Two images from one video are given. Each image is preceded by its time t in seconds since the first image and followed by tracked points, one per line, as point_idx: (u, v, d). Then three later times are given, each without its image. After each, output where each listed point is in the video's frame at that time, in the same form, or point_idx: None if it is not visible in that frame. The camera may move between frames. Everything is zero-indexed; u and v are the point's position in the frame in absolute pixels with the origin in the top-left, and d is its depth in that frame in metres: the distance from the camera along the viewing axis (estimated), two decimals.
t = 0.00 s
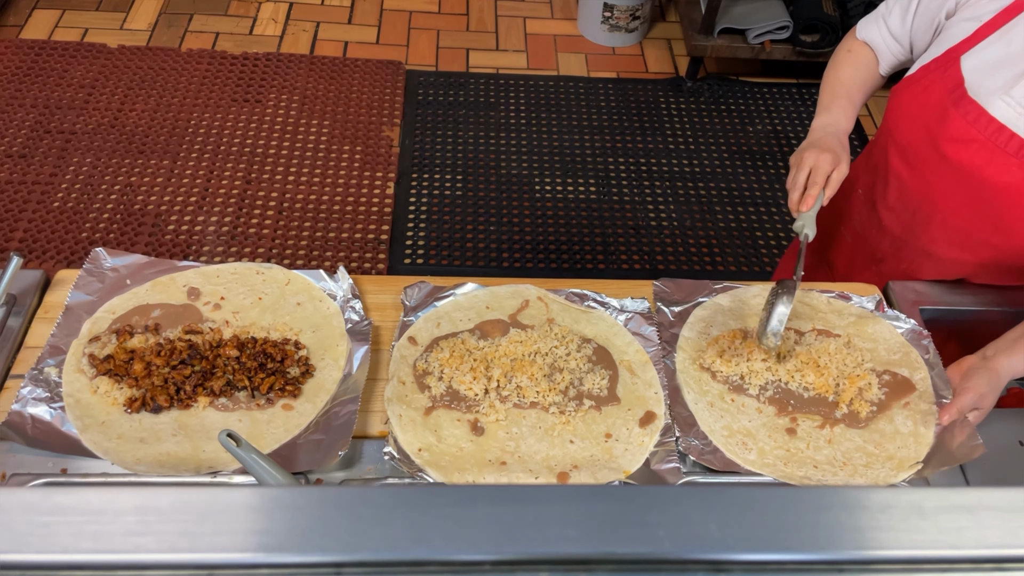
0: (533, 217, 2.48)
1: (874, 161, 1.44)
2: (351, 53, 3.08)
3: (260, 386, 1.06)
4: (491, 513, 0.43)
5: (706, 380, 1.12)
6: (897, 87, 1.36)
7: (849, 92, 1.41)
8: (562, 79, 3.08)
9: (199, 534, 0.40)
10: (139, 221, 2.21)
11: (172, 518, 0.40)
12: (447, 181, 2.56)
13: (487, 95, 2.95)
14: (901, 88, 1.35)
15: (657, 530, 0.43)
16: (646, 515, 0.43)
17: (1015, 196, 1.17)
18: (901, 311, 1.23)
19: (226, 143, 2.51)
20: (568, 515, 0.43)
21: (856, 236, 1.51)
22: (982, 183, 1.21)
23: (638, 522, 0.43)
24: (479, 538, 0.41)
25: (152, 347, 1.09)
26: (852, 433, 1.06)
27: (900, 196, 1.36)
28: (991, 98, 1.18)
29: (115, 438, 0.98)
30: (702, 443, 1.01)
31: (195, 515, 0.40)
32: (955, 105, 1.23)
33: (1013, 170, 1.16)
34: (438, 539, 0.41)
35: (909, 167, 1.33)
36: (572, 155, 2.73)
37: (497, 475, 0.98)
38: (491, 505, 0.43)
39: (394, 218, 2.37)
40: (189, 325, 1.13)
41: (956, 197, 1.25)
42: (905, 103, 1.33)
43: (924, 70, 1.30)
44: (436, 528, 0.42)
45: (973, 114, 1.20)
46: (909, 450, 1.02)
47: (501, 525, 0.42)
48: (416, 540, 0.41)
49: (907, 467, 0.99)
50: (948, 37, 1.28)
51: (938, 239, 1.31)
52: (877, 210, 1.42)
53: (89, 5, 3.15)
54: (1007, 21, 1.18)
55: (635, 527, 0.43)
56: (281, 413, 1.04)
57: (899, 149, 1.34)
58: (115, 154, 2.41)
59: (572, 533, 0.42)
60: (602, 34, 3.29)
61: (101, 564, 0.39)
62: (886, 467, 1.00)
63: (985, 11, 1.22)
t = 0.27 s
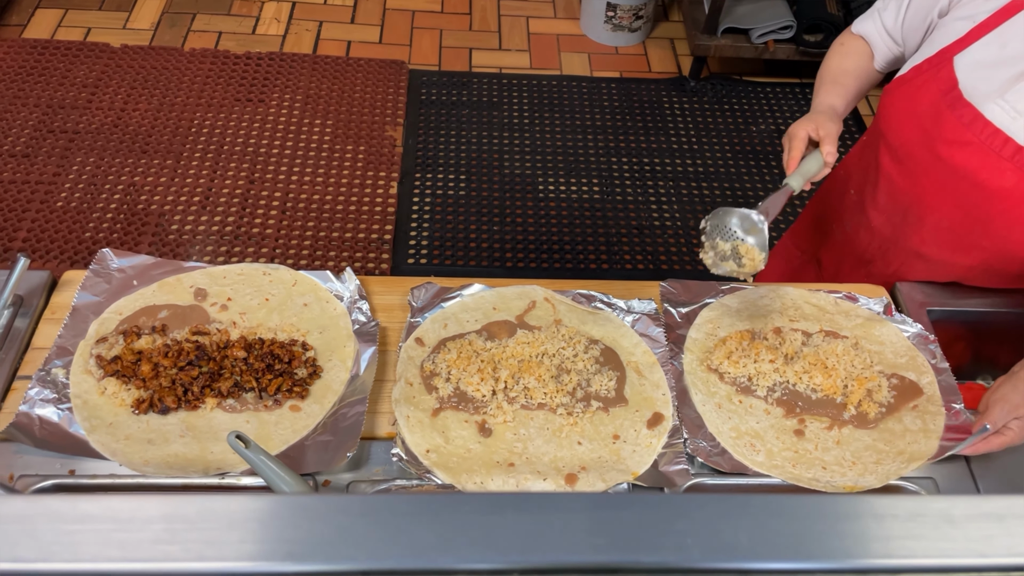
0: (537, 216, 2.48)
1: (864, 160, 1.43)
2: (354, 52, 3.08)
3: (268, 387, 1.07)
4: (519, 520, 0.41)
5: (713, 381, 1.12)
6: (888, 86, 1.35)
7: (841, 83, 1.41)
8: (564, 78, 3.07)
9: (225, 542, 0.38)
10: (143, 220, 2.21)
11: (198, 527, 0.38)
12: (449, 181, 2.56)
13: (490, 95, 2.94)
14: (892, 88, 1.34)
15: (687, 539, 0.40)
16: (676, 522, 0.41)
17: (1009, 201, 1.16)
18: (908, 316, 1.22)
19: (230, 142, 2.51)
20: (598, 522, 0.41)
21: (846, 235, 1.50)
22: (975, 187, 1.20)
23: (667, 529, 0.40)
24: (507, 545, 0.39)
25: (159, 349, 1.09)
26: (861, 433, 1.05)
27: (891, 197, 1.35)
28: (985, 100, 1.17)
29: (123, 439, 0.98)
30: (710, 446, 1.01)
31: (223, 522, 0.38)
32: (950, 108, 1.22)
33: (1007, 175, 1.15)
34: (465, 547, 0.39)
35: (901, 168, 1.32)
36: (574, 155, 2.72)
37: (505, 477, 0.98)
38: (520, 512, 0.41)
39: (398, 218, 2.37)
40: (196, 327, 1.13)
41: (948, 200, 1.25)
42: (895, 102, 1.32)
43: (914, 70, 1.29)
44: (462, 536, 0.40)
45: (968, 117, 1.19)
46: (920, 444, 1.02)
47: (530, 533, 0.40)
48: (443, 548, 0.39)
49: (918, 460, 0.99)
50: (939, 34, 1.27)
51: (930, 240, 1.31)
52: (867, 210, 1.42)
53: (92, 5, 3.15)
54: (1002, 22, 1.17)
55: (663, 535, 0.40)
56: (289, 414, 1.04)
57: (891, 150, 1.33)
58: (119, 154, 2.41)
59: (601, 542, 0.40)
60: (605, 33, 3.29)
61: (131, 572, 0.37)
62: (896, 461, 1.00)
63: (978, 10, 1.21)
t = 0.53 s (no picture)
0: (540, 217, 2.48)
1: (819, 204, 1.39)
2: (357, 52, 3.08)
3: (274, 389, 1.06)
4: (544, 531, 0.40)
5: (721, 383, 1.12)
6: (831, 134, 1.30)
7: (756, 132, 1.26)
8: (567, 78, 3.06)
9: (248, 554, 0.37)
10: (147, 220, 2.20)
11: (221, 539, 0.37)
12: (452, 181, 2.55)
13: (493, 94, 2.94)
14: (835, 135, 1.29)
15: (714, 550, 0.39)
16: (702, 534, 0.40)
17: (980, 232, 1.15)
18: (917, 317, 1.23)
19: (232, 142, 2.50)
20: (626, 534, 0.40)
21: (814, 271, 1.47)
22: (944, 224, 1.18)
23: (693, 541, 0.40)
24: (531, 557, 0.39)
25: (165, 350, 1.09)
26: (869, 437, 1.05)
27: (857, 239, 1.32)
28: (934, 143, 1.14)
29: (129, 441, 0.97)
30: (718, 448, 1.01)
31: (243, 535, 0.37)
32: (901, 157, 1.18)
33: (975, 209, 1.14)
34: (490, 559, 0.38)
35: (862, 214, 1.29)
36: (577, 155, 2.72)
37: (512, 479, 0.97)
38: (545, 523, 0.40)
39: (401, 218, 2.36)
40: (202, 328, 1.12)
41: (920, 237, 1.22)
42: (842, 151, 1.28)
43: (856, 116, 1.25)
44: (486, 549, 0.39)
45: (920, 161, 1.16)
46: (926, 458, 1.01)
47: (555, 544, 0.39)
48: (468, 560, 0.38)
49: (925, 473, 0.99)
50: (874, 77, 1.22)
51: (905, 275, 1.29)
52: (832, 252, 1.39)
53: (94, 4, 3.15)
54: (937, 58, 1.14)
55: (687, 547, 0.39)
56: (296, 416, 1.04)
57: (847, 198, 1.30)
58: (122, 153, 2.40)
59: (628, 554, 0.39)
60: (608, 32, 3.28)
61: None
62: (903, 473, 1.00)
63: (911, 49, 1.17)
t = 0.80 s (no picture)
0: (544, 217, 2.47)
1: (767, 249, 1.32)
2: (360, 51, 3.07)
3: (282, 389, 1.06)
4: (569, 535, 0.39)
5: (728, 384, 1.12)
6: (767, 195, 1.22)
7: (662, 283, 0.91)
8: (571, 77, 3.06)
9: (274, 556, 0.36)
10: (150, 219, 2.19)
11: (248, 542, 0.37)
12: (456, 181, 2.55)
13: (497, 94, 2.94)
14: (773, 194, 1.21)
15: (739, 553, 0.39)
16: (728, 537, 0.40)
17: (944, 252, 1.13)
18: (924, 317, 1.24)
19: (236, 142, 2.50)
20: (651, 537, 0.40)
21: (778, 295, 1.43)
22: (905, 254, 1.15)
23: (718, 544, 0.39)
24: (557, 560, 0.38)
25: (173, 350, 1.09)
26: (877, 437, 1.05)
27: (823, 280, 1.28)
28: (878, 183, 1.09)
29: (138, 440, 0.98)
30: (726, 448, 1.01)
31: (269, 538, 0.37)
32: (850, 208, 1.13)
33: (933, 232, 1.11)
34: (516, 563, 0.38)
35: (819, 257, 1.24)
36: (581, 155, 2.71)
37: (521, 479, 0.97)
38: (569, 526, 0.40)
39: (405, 217, 2.35)
40: (210, 328, 1.12)
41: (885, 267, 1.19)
42: (785, 208, 1.20)
43: (790, 176, 1.16)
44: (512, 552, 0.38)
45: (869, 206, 1.11)
46: (934, 459, 1.01)
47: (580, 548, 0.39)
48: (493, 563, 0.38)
49: (932, 476, 0.99)
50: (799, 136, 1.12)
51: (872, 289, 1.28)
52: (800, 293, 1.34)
53: (98, 3, 3.15)
54: (855, 108, 1.05)
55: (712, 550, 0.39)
56: (304, 416, 1.03)
57: (800, 245, 1.24)
58: (126, 153, 2.39)
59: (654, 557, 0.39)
60: (612, 32, 3.28)
61: None
62: (911, 474, 1.00)
63: (824, 105, 1.06)
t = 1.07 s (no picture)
0: (549, 216, 2.47)
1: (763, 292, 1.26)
2: (365, 50, 3.08)
3: (292, 386, 1.06)
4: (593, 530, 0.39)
5: (737, 383, 1.12)
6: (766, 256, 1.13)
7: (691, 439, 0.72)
8: (576, 76, 3.06)
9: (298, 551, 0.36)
10: (156, 217, 2.18)
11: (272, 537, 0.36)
12: (461, 180, 2.54)
13: (502, 93, 2.93)
14: (771, 256, 1.13)
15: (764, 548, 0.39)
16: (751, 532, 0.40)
17: (943, 266, 1.12)
18: (932, 315, 1.24)
19: (241, 140, 2.50)
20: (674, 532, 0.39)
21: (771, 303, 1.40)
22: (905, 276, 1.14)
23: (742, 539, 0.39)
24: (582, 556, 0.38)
25: (183, 347, 1.09)
26: (886, 436, 1.05)
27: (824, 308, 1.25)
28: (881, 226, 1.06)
29: (148, 438, 0.98)
30: (736, 447, 1.01)
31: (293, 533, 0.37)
32: (857, 259, 1.09)
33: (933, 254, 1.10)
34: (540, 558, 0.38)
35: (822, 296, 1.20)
36: (585, 154, 2.71)
37: (530, 477, 0.98)
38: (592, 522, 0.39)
39: (410, 216, 2.35)
40: (220, 325, 1.13)
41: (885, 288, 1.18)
42: (785, 267, 1.14)
43: (790, 239, 1.08)
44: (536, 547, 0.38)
45: (874, 252, 1.09)
46: (942, 458, 1.02)
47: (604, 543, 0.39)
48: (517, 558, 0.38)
49: (940, 475, 0.99)
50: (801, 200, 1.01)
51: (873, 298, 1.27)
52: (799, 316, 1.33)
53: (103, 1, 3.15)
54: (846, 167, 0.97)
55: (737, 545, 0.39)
56: (313, 414, 1.04)
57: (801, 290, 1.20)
58: (131, 150, 2.39)
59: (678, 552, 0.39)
60: (616, 31, 3.28)
61: None
62: (919, 473, 1.00)
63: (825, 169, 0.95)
